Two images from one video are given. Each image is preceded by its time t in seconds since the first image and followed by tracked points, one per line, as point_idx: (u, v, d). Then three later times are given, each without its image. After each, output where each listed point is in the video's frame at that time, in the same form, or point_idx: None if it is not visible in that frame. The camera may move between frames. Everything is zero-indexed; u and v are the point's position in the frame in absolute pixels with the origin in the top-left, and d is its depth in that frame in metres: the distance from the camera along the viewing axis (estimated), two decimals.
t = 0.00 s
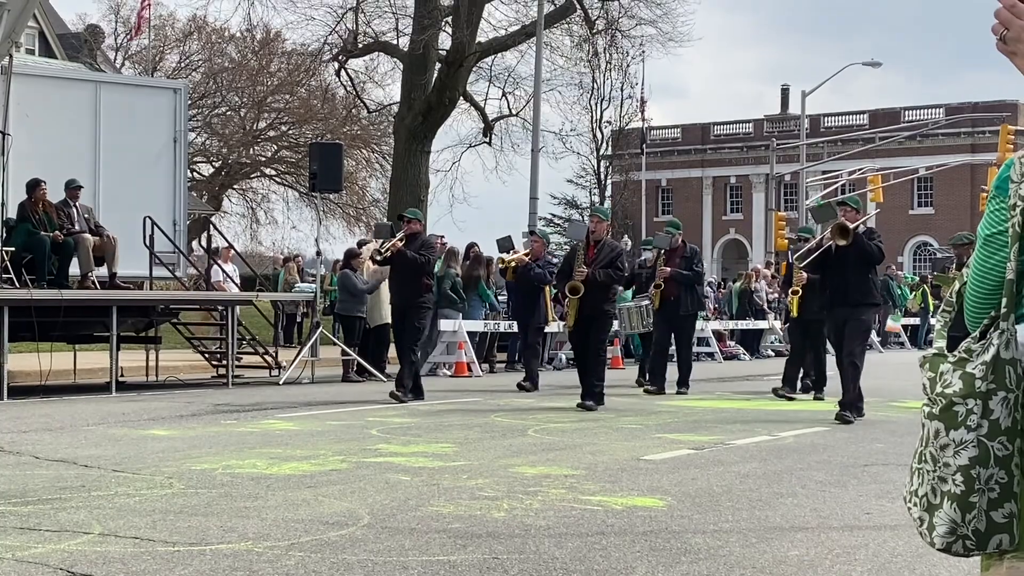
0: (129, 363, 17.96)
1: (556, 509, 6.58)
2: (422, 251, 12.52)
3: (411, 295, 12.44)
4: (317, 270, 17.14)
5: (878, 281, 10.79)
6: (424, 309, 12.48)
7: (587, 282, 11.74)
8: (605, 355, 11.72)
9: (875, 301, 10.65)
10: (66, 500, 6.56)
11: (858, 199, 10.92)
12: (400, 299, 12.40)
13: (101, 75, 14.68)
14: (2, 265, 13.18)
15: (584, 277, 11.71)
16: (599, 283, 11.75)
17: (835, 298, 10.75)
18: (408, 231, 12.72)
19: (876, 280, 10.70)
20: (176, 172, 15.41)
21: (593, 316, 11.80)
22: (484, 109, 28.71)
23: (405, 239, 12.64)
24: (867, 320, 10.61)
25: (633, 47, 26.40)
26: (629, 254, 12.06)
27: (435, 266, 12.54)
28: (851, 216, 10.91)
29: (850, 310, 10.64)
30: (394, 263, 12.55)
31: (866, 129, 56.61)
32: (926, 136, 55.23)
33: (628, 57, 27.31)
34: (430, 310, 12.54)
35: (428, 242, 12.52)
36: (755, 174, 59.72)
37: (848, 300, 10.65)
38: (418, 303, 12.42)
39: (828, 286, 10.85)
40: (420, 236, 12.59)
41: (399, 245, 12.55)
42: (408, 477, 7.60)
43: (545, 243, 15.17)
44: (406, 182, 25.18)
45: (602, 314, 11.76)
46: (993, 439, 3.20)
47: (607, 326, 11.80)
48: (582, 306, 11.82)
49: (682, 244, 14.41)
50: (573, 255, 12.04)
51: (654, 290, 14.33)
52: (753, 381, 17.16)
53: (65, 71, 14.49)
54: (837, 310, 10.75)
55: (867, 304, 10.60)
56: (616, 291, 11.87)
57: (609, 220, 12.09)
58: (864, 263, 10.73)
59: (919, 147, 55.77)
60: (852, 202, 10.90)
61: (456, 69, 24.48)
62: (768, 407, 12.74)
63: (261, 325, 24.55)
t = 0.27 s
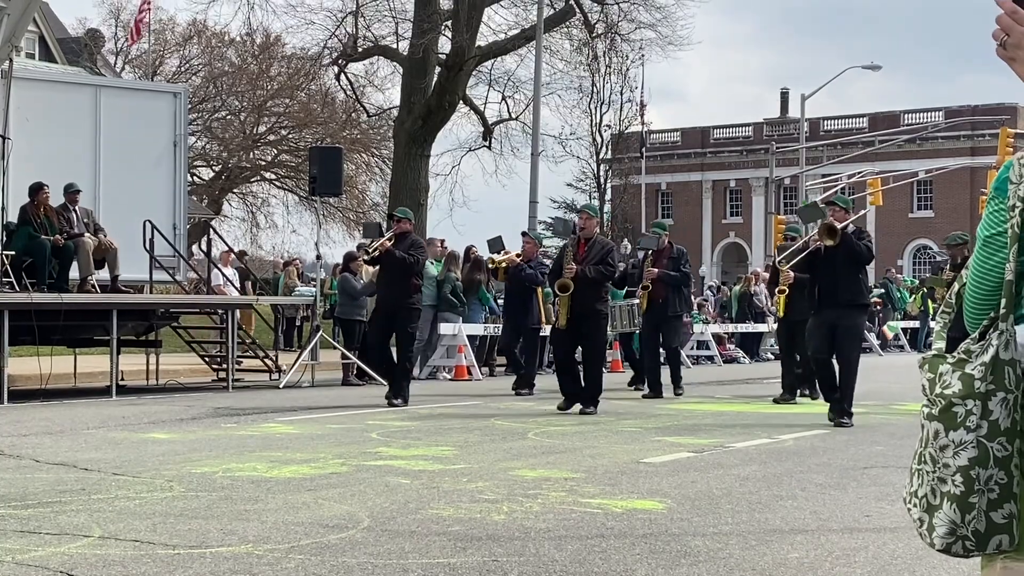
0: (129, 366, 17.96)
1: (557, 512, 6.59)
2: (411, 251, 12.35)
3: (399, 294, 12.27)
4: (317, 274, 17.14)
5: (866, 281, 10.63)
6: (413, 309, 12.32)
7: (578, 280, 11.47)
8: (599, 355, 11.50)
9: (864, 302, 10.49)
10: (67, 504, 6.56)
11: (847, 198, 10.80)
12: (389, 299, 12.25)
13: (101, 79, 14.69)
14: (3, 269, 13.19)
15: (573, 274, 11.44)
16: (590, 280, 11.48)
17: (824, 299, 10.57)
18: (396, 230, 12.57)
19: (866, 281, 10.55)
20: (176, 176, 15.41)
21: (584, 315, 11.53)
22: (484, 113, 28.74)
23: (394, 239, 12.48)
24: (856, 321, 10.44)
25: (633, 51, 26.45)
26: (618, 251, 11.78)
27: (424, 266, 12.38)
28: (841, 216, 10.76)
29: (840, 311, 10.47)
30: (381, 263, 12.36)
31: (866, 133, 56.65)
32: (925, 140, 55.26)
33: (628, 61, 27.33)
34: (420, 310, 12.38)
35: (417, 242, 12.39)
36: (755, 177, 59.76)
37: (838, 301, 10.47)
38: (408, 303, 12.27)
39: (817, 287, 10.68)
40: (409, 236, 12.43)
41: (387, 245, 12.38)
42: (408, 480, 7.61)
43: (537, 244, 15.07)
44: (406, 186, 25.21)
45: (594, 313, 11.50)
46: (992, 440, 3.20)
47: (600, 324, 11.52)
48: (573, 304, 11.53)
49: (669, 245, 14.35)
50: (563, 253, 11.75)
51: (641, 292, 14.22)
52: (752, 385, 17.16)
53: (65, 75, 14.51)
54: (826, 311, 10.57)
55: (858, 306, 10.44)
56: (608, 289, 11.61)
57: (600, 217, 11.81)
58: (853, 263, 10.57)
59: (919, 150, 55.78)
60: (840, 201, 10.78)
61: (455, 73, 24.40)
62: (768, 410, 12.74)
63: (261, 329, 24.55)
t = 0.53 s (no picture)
0: (130, 371, 17.95)
1: (556, 516, 6.58)
2: (397, 257, 12.21)
3: (387, 301, 12.09)
4: (317, 278, 17.13)
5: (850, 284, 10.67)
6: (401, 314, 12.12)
7: (563, 289, 11.49)
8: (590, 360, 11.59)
9: (848, 306, 10.52)
10: (67, 509, 6.55)
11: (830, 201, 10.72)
12: (376, 305, 12.06)
13: (100, 84, 14.70)
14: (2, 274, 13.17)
15: (559, 283, 11.47)
16: (577, 288, 11.47)
17: (808, 303, 10.60)
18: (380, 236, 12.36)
19: (851, 285, 10.59)
20: (176, 181, 15.42)
21: (573, 322, 11.47)
22: (484, 117, 28.76)
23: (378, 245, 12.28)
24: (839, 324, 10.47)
25: (633, 54, 26.48)
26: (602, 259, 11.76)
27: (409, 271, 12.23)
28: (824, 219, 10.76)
29: (824, 316, 10.52)
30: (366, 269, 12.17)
31: (866, 136, 56.67)
32: (925, 143, 55.28)
33: (627, 65, 27.36)
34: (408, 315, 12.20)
35: (401, 248, 12.26)
36: (755, 181, 59.76)
37: (823, 306, 10.51)
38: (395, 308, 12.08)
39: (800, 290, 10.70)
40: (393, 243, 12.26)
41: (371, 251, 12.20)
42: (408, 484, 7.60)
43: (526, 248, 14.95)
44: (406, 191, 25.30)
45: (583, 320, 11.48)
46: (993, 442, 3.20)
47: (590, 331, 11.49)
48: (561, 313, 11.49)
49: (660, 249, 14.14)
50: (547, 261, 11.69)
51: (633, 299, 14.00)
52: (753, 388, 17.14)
53: (64, 80, 14.51)
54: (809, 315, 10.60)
55: (843, 310, 10.51)
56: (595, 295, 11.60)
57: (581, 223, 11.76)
58: (837, 267, 10.59)
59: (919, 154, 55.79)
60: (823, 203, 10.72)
61: (455, 77, 24.66)
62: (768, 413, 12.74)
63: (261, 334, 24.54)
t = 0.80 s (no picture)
0: (132, 376, 17.95)
1: (558, 520, 6.57)
2: (379, 258, 11.97)
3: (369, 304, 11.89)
4: (319, 283, 17.13)
5: (835, 285, 10.56)
6: (382, 318, 11.95)
7: (549, 288, 11.12)
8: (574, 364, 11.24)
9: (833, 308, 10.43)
10: (68, 514, 6.55)
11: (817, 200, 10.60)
12: (358, 309, 11.82)
13: (102, 90, 14.71)
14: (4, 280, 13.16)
15: (545, 282, 11.09)
16: (562, 288, 11.12)
17: (793, 304, 10.48)
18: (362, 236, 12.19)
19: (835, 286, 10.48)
20: (178, 187, 15.43)
21: (557, 323, 11.20)
22: (485, 122, 28.80)
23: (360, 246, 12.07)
24: (825, 326, 10.38)
25: (633, 59, 26.52)
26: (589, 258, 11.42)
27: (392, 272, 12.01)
28: (810, 219, 10.65)
29: (809, 316, 10.40)
30: (348, 270, 11.92)
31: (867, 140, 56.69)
32: (926, 147, 55.28)
33: (628, 69, 27.41)
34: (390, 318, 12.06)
35: (384, 249, 12.07)
36: (757, 185, 59.78)
37: (807, 306, 10.40)
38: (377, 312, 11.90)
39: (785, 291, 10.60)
40: (376, 243, 12.07)
41: (352, 252, 11.95)
42: (409, 489, 7.59)
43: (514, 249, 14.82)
44: (406, 196, 25.36)
45: (568, 322, 11.18)
46: (994, 444, 3.20)
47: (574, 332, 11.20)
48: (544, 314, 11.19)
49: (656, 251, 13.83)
50: (531, 259, 11.33)
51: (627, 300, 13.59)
52: (754, 392, 17.13)
53: (66, 85, 14.52)
54: (793, 316, 10.50)
55: (827, 311, 10.38)
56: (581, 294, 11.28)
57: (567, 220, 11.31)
58: (822, 267, 10.49)
59: (920, 157, 55.81)
60: (810, 204, 10.60)
61: (456, 77, 24.03)
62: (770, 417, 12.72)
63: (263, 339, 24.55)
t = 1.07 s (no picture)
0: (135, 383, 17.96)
1: (561, 526, 6.57)
2: (366, 266, 11.89)
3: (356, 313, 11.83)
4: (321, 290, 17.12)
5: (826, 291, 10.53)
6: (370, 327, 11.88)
7: (536, 296, 11.03)
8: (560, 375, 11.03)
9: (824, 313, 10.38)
10: (70, 521, 6.55)
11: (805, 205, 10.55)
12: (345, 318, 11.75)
13: (105, 96, 14.73)
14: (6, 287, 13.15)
15: (532, 290, 11.01)
16: (551, 296, 11.03)
17: (784, 311, 10.48)
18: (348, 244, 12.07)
19: (825, 291, 10.44)
20: (180, 194, 15.44)
21: (545, 333, 11.06)
22: (487, 127, 28.82)
23: (347, 253, 11.97)
24: (814, 332, 10.32)
25: (635, 64, 26.53)
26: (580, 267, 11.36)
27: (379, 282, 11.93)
28: (799, 223, 10.54)
29: (798, 322, 10.38)
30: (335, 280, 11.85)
31: (869, 145, 56.69)
32: (928, 151, 55.26)
33: (630, 75, 27.42)
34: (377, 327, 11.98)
35: (371, 256, 11.94)
36: (759, 190, 59.78)
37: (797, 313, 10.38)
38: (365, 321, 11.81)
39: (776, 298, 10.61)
40: (363, 251, 11.94)
41: (339, 260, 11.85)
42: (411, 494, 7.59)
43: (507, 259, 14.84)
44: (410, 202, 25.40)
45: (557, 331, 11.03)
46: (995, 449, 3.19)
47: (562, 342, 11.07)
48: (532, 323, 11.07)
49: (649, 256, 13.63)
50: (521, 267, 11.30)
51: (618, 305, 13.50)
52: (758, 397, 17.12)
53: (69, 93, 14.54)
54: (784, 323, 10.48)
55: (816, 316, 10.34)
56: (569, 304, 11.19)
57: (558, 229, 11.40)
58: (812, 273, 10.49)
59: (922, 162, 55.79)
60: (798, 208, 10.51)
61: (459, 88, 24.67)
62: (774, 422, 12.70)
63: (265, 345, 24.54)
